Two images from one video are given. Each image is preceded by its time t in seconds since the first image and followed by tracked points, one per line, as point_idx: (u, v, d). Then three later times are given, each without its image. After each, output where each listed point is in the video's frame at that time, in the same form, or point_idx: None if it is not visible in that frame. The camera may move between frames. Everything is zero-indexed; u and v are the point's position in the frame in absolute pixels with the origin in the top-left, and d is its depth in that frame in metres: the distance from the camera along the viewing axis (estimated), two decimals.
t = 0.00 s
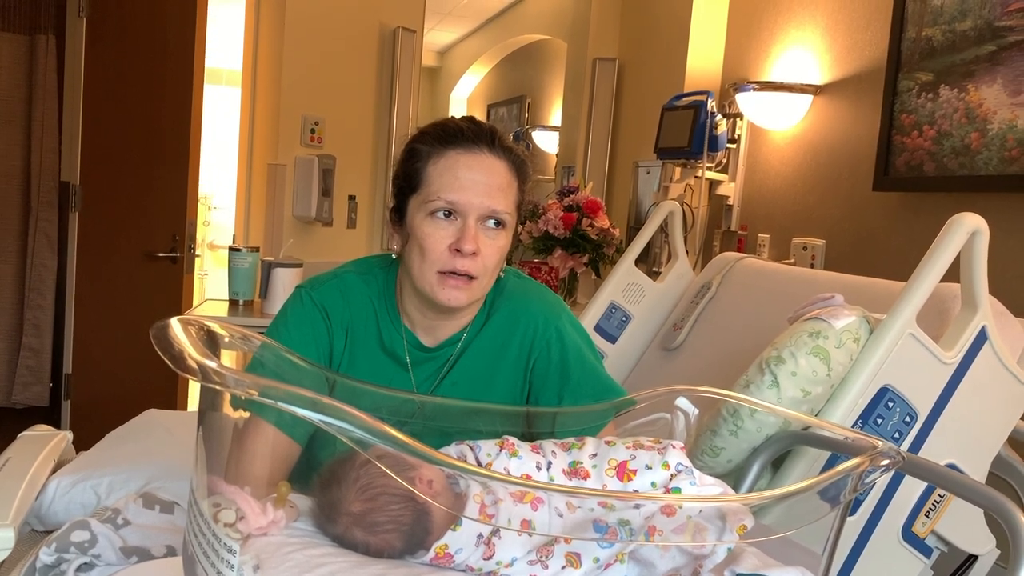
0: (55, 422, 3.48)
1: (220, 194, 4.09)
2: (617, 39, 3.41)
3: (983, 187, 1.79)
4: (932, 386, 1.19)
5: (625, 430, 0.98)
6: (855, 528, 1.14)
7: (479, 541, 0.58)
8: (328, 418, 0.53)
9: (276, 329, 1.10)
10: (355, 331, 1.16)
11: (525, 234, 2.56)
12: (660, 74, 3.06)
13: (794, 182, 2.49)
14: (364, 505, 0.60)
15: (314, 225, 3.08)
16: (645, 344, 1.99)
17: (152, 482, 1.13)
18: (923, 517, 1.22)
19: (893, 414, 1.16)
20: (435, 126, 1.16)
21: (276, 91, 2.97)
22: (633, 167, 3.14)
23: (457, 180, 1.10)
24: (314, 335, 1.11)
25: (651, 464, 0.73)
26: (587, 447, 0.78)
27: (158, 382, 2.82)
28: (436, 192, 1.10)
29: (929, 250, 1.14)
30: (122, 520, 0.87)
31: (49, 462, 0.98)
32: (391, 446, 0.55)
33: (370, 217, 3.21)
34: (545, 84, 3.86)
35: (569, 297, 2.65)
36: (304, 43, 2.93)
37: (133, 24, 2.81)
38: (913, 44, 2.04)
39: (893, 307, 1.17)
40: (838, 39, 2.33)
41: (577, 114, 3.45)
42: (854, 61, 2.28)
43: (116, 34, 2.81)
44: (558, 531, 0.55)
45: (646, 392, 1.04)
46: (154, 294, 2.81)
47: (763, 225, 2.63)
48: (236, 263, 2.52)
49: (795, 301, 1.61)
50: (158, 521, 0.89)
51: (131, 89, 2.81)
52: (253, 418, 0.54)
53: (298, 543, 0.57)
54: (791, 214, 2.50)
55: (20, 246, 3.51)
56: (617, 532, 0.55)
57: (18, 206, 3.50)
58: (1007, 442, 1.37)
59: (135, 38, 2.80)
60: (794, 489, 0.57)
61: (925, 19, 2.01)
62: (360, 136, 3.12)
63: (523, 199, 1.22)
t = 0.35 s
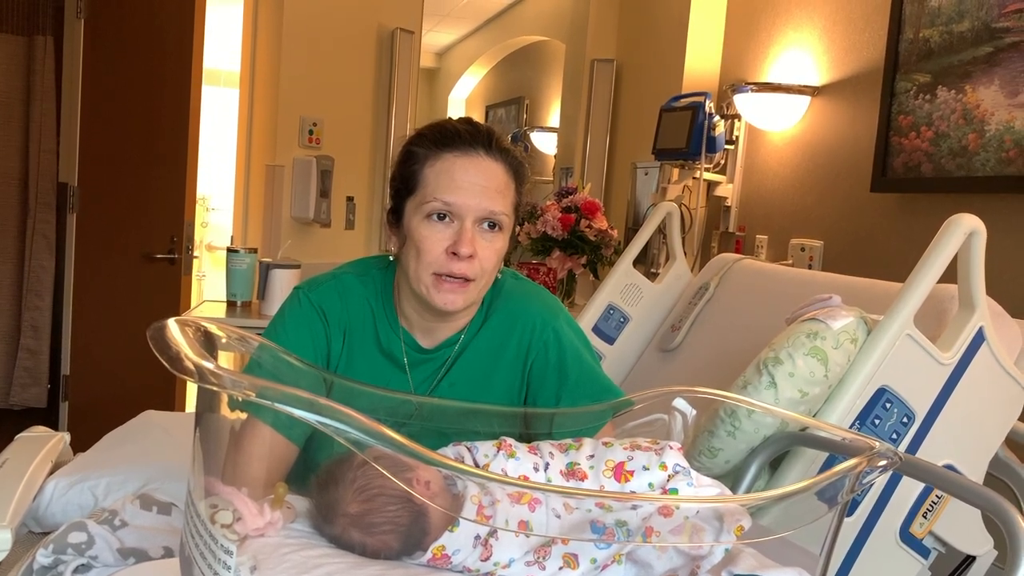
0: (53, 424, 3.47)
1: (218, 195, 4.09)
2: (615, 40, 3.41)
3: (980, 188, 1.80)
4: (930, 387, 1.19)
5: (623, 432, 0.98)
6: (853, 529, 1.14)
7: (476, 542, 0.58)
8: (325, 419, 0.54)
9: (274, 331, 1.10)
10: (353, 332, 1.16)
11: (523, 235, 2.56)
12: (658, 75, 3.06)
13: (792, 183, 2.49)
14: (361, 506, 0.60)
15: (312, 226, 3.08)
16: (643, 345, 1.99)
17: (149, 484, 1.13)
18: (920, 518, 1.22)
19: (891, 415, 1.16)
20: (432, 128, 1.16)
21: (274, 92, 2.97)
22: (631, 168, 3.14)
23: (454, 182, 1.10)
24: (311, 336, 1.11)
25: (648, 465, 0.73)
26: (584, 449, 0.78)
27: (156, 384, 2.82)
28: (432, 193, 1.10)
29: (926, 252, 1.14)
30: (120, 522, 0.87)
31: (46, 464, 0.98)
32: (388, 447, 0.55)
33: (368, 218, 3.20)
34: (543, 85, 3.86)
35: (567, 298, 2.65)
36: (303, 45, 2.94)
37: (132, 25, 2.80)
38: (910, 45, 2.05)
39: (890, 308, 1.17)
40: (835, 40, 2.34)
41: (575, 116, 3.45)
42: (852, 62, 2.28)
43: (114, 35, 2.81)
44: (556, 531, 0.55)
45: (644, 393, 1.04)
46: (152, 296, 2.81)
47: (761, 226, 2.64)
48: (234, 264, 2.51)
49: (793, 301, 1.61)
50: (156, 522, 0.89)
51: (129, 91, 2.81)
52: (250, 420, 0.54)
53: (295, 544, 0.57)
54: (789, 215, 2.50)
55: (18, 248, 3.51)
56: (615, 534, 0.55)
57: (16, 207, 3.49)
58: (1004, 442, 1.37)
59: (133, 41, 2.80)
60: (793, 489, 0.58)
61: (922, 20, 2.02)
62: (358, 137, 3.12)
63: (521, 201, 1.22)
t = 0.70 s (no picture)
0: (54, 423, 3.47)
1: (218, 194, 4.09)
2: (615, 39, 3.41)
3: (981, 187, 1.80)
4: (931, 387, 1.19)
5: (623, 431, 0.98)
6: (854, 529, 1.14)
7: (476, 542, 0.58)
8: (325, 418, 0.53)
9: (273, 330, 1.10)
10: (353, 331, 1.16)
11: (524, 235, 2.55)
12: (659, 74, 3.05)
13: (793, 182, 2.49)
14: (361, 506, 0.59)
15: (312, 225, 3.07)
16: (644, 344, 1.99)
17: (149, 483, 1.13)
18: (921, 518, 1.21)
19: (892, 415, 1.16)
20: (432, 126, 1.16)
21: (274, 92, 2.97)
22: (632, 168, 3.14)
23: (454, 180, 1.10)
24: (311, 335, 1.11)
25: (649, 465, 0.73)
26: (585, 448, 0.78)
27: (157, 383, 2.82)
28: (432, 192, 1.10)
29: (927, 250, 1.14)
30: (119, 521, 0.86)
31: (46, 463, 0.98)
32: (388, 447, 0.55)
33: (368, 217, 3.20)
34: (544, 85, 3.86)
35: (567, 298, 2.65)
36: (303, 45, 2.94)
37: (131, 24, 2.80)
38: (911, 44, 2.04)
39: (890, 308, 1.17)
40: (836, 39, 2.34)
41: (576, 115, 3.45)
42: (853, 62, 2.28)
43: (114, 35, 2.81)
44: (556, 532, 0.54)
45: (644, 392, 1.04)
46: (152, 295, 2.81)
47: (762, 226, 2.63)
48: (234, 263, 2.51)
49: (793, 301, 1.61)
50: (155, 521, 0.89)
51: (129, 90, 2.81)
52: (250, 419, 0.54)
53: (294, 544, 0.57)
54: (789, 215, 2.50)
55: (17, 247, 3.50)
56: (615, 534, 0.55)
57: (16, 206, 3.49)
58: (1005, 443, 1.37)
59: (132, 40, 2.80)
60: (793, 490, 0.57)
61: (923, 20, 2.01)
62: (358, 136, 3.12)
63: (521, 200, 1.21)
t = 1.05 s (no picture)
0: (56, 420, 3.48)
1: (221, 192, 4.09)
2: (618, 36, 3.40)
3: (984, 186, 1.79)
4: (934, 384, 1.19)
5: (626, 429, 0.99)
6: (857, 527, 1.14)
7: (479, 539, 0.58)
8: (328, 415, 0.53)
9: (276, 327, 1.10)
10: (355, 329, 1.16)
11: (526, 233, 2.55)
12: (662, 72, 3.05)
13: (796, 180, 2.49)
14: (364, 503, 0.60)
15: (315, 223, 3.08)
16: (646, 342, 1.99)
17: (151, 480, 1.13)
18: (924, 516, 1.21)
19: (895, 413, 1.16)
20: (435, 123, 1.16)
21: (276, 90, 2.97)
22: (635, 166, 3.13)
23: (457, 178, 1.10)
24: (313, 333, 1.11)
25: (651, 463, 0.72)
26: (587, 446, 0.78)
27: (160, 380, 2.83)
28: (435, 189, 1.10)
29: (931, 247, 1.14)
30: (122, 518, 0.86)
31: (48, 460, 0.98)
32: (390, 443, 0.55)
33: (370, 215, 3.20)
34: (547, 83, 3.85)
35: (570, 297, 2.65)
36: (305, 42, 2.94)
37: (133, 22, 2.80)
38: (915, 42, 2.04)
39: (894, 305, 1.17)
40: (840, 37, 2.33)
41: (578, 113, 3.44)
42: (857, 60, 2.27)
43: (116, 32, 2.81)
44: (559, 529, 0.54)
45: (646, 391, 1.04)
46: (154, 293, 2.81)
47: (764, 225, 2.63)
48: (236, 261, 2.51)
49: (796, 299, 1.60)
50: (158, 519, 0.89)
51: (131, 89, 2.81)
52: (252, 416, 0.54)
53: (297, 541, 0.57)
54: (792, 214, 2.50)
55: (20, 244, 3.51)
56: (618, 531, 0.55)
57: (18, 204, 3.50)
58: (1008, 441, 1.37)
59: (135, 38, 2.81)
60: (796, 488, 0.58)
61: (927, 17, 2.01)
62: (361, 134, 3.12)
63: (524, 197, 1.21)
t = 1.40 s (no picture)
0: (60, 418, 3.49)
1: (224, 191, 4.10)
2: (621, 36, 3.40)
3: (988, 185, 1.79)
4: (937, 384, 1.19)
5: (629, 429, 0.99)
6: (859, 527, 1.14)
7: (482, 538, 0.58)
8: (332, 414, 0.53)
9: (280, 326, 1.10)
10: (359, 327, 1.16)
11: (529, 232, 2.54)
12: (665, 72, 3.04)
13: (799, 180, 2.48)
14: (367, 501, 0.60)
15: (318, 222, 3.08)
16: (649, 342, 1.98)
17: (155, 478, 1.13)
18: (927, 516, 1.21)
19: (898, 413, 1.16)
20: (438, 123, 1.16)
21: (279, 89, 2.97)
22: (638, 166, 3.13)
23: (461, 177, 1.10)
24: (317, 331, 1.11)
25: (654, 462, 0.72)
26: (591, 445, 0.78)
27: (163, 379, 2.83)
28: (438, 189, 1.10)
29: (934, 247, 1.14)
30: (126, 516, 0.87)
31: (53, 459, 0.98)
32: (395, 442, 0.55)
33: (374, 214, 3.20)
34: (550, 82, 3.85)
35: (573, 296, 2.66)
36: (309, 42, 2.94)
37: (136, 22, 2.81)
38: (919, 41, 2.03)
39: (897, 305, 1.17)
40: (843, 37, 2.33)
41: (581, 112, 3.44)
42: (860, 60, 2.27)
43: (119, 31, 2.82)
44: (562, 528, 0.54)
45: (649, 390, 1.04)
46: (158, 291, 2.82)
47: (768, 224, 2.63)
48: (240, 259, 2.52)
49: (799, 299, 1.60)
50: (162, 517, 0.89)
51: (135, 88, 2.81)
52: (257, 414, 0.54)
53: (300, 539, 0.57)
54: (795, 213, 2.50)
55: (23, 242, 3.52)
56: (621, 530, 0.55)
57: (22, 202, 3.50)
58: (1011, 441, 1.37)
59: (139, 37, 2.81)
60: (798, 487, 0.58)
61: (931, 16, 2.00)
62: (364, 133, 3.12)
63: (527, 196, 1.21)
